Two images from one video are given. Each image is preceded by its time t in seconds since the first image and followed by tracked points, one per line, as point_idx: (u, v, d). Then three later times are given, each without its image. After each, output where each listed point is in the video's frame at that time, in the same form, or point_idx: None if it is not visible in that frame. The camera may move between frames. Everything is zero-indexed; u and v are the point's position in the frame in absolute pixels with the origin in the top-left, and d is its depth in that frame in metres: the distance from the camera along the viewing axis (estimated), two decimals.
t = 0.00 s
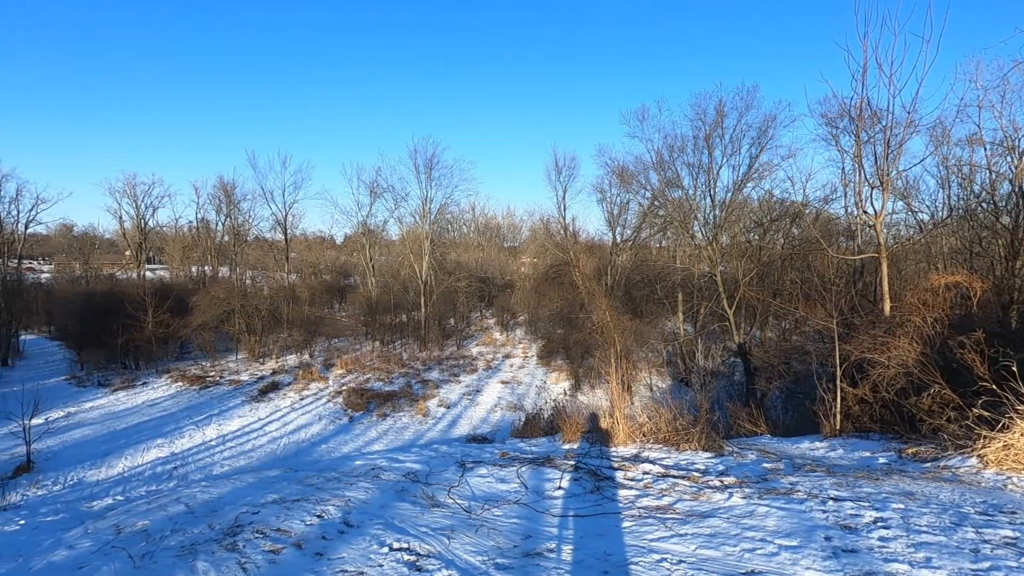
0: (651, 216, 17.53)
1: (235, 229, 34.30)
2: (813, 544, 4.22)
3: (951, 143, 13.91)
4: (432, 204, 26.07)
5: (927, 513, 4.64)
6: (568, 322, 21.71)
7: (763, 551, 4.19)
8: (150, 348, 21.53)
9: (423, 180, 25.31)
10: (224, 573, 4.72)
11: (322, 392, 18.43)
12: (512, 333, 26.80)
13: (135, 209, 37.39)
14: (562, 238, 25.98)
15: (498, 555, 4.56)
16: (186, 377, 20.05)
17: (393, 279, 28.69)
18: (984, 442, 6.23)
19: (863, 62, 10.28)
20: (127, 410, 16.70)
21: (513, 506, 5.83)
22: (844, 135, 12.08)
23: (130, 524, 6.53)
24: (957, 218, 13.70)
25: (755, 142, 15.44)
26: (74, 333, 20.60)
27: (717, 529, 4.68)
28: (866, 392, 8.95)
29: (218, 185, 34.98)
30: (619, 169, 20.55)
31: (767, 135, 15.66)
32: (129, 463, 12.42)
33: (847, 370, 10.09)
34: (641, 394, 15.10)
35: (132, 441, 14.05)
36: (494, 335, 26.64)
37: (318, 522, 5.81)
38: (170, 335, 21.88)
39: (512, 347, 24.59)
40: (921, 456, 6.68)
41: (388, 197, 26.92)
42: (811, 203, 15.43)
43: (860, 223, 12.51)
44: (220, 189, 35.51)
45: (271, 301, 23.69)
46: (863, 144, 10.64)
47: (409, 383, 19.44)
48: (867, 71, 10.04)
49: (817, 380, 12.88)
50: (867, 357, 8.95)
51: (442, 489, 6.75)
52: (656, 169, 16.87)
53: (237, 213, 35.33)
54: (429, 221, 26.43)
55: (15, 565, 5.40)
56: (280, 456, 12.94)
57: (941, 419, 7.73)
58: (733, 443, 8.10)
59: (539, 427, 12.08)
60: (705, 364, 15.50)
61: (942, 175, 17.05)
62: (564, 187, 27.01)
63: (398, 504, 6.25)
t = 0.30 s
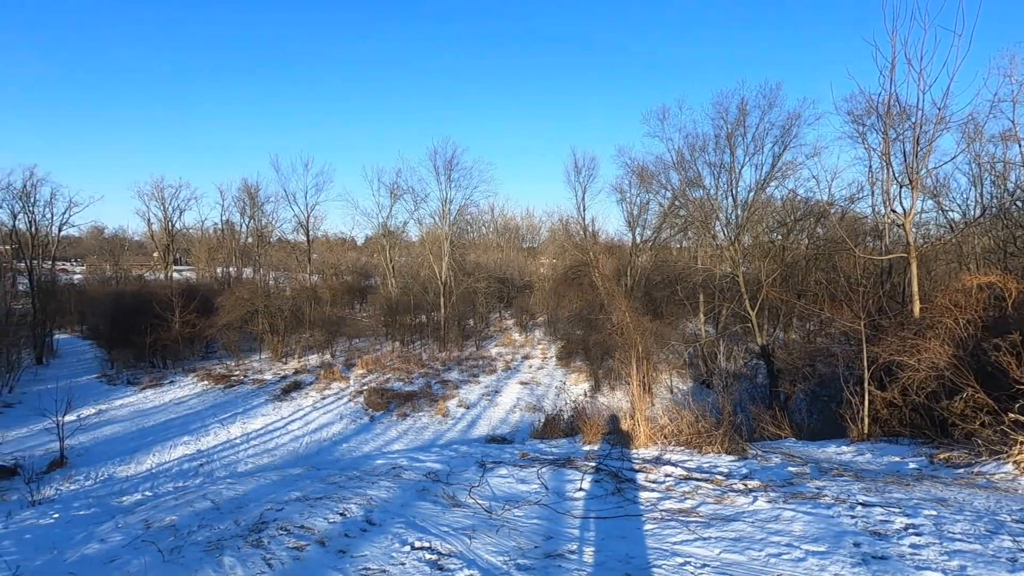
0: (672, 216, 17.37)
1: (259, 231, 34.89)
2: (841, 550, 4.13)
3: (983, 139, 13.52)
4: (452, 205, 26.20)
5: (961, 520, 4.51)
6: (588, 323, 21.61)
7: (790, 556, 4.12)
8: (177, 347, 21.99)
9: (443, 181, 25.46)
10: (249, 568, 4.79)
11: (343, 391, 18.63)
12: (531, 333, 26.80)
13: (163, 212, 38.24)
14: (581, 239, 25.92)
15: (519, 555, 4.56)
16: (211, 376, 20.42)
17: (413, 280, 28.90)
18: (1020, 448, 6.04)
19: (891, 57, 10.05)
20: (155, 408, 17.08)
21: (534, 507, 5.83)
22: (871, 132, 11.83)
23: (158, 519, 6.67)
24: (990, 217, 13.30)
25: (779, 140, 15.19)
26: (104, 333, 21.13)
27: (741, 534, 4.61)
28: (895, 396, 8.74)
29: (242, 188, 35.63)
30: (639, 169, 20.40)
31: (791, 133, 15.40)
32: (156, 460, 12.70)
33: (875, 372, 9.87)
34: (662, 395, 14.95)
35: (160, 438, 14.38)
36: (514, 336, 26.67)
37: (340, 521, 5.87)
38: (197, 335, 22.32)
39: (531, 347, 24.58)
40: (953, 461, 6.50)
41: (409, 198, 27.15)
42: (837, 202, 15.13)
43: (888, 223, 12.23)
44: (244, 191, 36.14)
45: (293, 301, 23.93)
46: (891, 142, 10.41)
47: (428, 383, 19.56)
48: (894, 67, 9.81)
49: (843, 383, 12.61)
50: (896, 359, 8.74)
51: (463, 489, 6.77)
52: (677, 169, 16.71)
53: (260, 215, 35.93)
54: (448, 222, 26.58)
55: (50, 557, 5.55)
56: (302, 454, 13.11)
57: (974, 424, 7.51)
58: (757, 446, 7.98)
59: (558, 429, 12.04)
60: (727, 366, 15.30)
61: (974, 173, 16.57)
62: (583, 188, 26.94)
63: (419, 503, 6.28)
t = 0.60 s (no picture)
0: (695, 216, 17.16)
1: (284, 233, 35.51)
2: (874, 558, 4.03)
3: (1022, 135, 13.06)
4: (474, 206, 26.30)
5: (1001, 530, 4.35)
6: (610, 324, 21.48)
7: (821, 563, 4.03)
8: (206, 346, 22.49)
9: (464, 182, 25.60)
10: (277, 564, 4.87)
11: (366, 391, 18.83)
12: (553, 334, 26.75)
13: (192, 214, 39.16)
14: (603, 239, 25.78)
15: (543, 556, 4.55)
16: (239, 375, 20.82)
17: (435, 281, 29.08)
18: None
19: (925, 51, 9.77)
20: (186, 406, 17.49)
21: (557, 508, 5.80)
22: (903, 129, 11.53)
23: (188, 514, 6.83)
24: None
25: (806, 138, 14.88)
26: (137, 332, 21.71)
27: (770, 539, 4.52)
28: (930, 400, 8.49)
29: (268, 191, 36.30)
30: (663, 169, 20.20)
31: (819, 131, 15.08)
32: (186, 457, 13.00)
33: (908, 376, 9.60)
34: (686, 398, 14.77)
35: (190, 435, 14.72)
36: (535, 337, 26.66)
37: (365, 519, 5.93)
38: (224, 335, 22.78)
39: (553, 348, 24.52)
40: (993, 469, 6.28)
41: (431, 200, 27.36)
42: (867, 200, 14.76)
43: (920, 222, 11.88)
44: (271, 194, 36.81)
45: (318, 302, 24.20)
46: (925, 139, 10.12)
47: (450, 383, 19.66)
48: (928, 61, 9.54)
49: (874, 386, 12.28)
50: (930, 362, 8.49)
51: (486, 489, 6.78)
52: (701, 169, 16.51)
53: (286, 217, 36.56)
54: (470, 223, 26.69)
55: (87, 549, 5.73)
56: (327, 453, 13.29)
57: (1014, 430, 7.23)
58: (785, 450, 7.82)
59: (581, 430, 11.98)
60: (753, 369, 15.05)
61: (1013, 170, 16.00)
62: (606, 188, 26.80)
63: (443, 503, 6.31)
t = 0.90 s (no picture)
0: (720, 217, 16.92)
1: (311, 235, 36.11)
2: (912, 568, 3.91)
3: None
4: (496, 208, 26.38)
5: None
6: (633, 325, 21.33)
7: (855, 572, 3.93)
8: (235, 346, 22.99)
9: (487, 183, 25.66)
10: (307, 561, 4.96)
11: (390, 391, 19.00)
12: (575, 335, 26.66)
13: (222, 217, 40.05)
14: (626, 240, 25.61)
15: (568, 558, 4.54)
16: (267, 374, 21.22)
17: (458, 282, 29.24)
18: None
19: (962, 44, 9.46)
20: (216, 404, 17.90)
21: (582, 511, 5.77)
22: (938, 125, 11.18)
23: (220, 510, 6.97)
24: None
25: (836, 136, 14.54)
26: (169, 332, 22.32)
27: (801, 546, 4.43)
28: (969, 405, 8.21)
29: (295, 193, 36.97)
30: (687, 169, 19.95)
31: (849, 129, 14.73)
32: (216, 454, 13.30)
33: (945, 380, 9.31)
34: (712, 400, 14.58)
35: (220, 433, 15.04)
36: (558, 338, 26.61)
37: (391, 518, 5.98)
38: (253, 335, 23.24)
39: (575, 350, 24.44)
40: None
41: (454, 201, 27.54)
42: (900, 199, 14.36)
43: (956, 221, 11.50)
44: (297, 196, 37.46)
45: (343, 302, 24.51)
46: (962, 135, 9.80)
47: (473, 384, 19.73)
48: (965, 55, 9.23)
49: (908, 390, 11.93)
50: (969, 366, 8.21)
51: (511, 490, 6.78)
52: (726, 168, 16.27)
53: (312, 219, 37.17)
54: (492, 224, 26.77)
55: (123, 542, 5.89)
56: (352, 452, 13.45)
57: None
58: (815, 455, 7.65)
59: (605, 432, 11.90)
60: (781, 371, 14.77)
61: None
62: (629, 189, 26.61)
63: (468, 504, 6.33)
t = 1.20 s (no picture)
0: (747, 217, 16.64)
1: (337, 236, 36.63)
2: None
3: None
4: (520, 208, 26.39)
5: None
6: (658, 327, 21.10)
7: None
8: (264, 345, 23.46)
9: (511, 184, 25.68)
10: (336, 557, 5.02)
11: (414, 391, 19.13)
12: (599, 337, 26.50)
13: (251, 219, 40.87)
14: (651, 241, 25.35)
15: (595, 561, 4.51)
16: (294, 373, 21.58)
17: (482, 282, 29.33)
18: None
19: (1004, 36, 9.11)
20: (246, 402, 18.27)
21: (608, 513, 5.73)
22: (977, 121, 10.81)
23: (250, 506, 7.10)
24: None
25: (869, 133, 14.17)
26: (201, 331, 22.90)
27: (835, 554, 4.33)
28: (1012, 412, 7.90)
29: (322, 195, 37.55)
30: (714, 168, 19.63)
31: (882, 126, 14.33)
32: (246, 451, 13.57)
33: (986, 385, 8.99)
34: (739, 403, 14.35)
35: (249, 430, 15.36)
36: (581, 339, 26.48)
37: (417, 516, 6.02)
38: (281, 334, 23.65)
39: (599, 351, 24.29)
40: None
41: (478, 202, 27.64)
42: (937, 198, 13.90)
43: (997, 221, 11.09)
44: (324, 199, 38.03)
45: (368, 303, 24.69)
46: (1004, 131, 9.45)
47: (496, 385, 19.75)
48: (1008, 48, 8.89)
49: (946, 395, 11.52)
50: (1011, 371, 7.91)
51: (536, 491, 6.76)
52: (754, 167, 16.00)
53: (338, 220, 37.68)
54: (515, 225, 26.79)
55: (159, 535, 6.05)
56: (377, 451, 13.58)
57: None
58: (848, 461, 7.45)
59: (630, 434, 11.78)
60: (812, 375, 14.44)
61: None
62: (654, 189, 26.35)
63: (493, 504, 6.33)
